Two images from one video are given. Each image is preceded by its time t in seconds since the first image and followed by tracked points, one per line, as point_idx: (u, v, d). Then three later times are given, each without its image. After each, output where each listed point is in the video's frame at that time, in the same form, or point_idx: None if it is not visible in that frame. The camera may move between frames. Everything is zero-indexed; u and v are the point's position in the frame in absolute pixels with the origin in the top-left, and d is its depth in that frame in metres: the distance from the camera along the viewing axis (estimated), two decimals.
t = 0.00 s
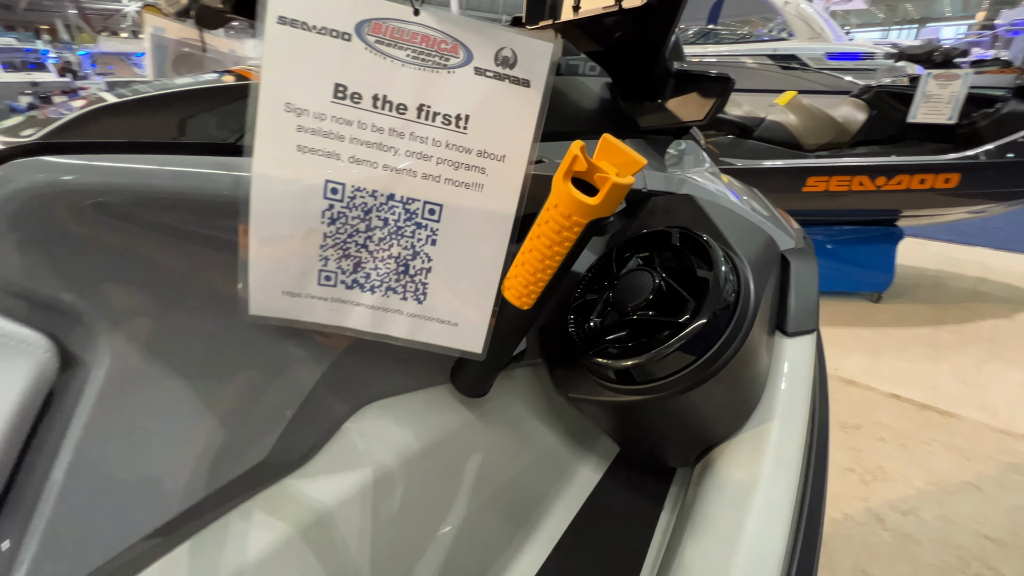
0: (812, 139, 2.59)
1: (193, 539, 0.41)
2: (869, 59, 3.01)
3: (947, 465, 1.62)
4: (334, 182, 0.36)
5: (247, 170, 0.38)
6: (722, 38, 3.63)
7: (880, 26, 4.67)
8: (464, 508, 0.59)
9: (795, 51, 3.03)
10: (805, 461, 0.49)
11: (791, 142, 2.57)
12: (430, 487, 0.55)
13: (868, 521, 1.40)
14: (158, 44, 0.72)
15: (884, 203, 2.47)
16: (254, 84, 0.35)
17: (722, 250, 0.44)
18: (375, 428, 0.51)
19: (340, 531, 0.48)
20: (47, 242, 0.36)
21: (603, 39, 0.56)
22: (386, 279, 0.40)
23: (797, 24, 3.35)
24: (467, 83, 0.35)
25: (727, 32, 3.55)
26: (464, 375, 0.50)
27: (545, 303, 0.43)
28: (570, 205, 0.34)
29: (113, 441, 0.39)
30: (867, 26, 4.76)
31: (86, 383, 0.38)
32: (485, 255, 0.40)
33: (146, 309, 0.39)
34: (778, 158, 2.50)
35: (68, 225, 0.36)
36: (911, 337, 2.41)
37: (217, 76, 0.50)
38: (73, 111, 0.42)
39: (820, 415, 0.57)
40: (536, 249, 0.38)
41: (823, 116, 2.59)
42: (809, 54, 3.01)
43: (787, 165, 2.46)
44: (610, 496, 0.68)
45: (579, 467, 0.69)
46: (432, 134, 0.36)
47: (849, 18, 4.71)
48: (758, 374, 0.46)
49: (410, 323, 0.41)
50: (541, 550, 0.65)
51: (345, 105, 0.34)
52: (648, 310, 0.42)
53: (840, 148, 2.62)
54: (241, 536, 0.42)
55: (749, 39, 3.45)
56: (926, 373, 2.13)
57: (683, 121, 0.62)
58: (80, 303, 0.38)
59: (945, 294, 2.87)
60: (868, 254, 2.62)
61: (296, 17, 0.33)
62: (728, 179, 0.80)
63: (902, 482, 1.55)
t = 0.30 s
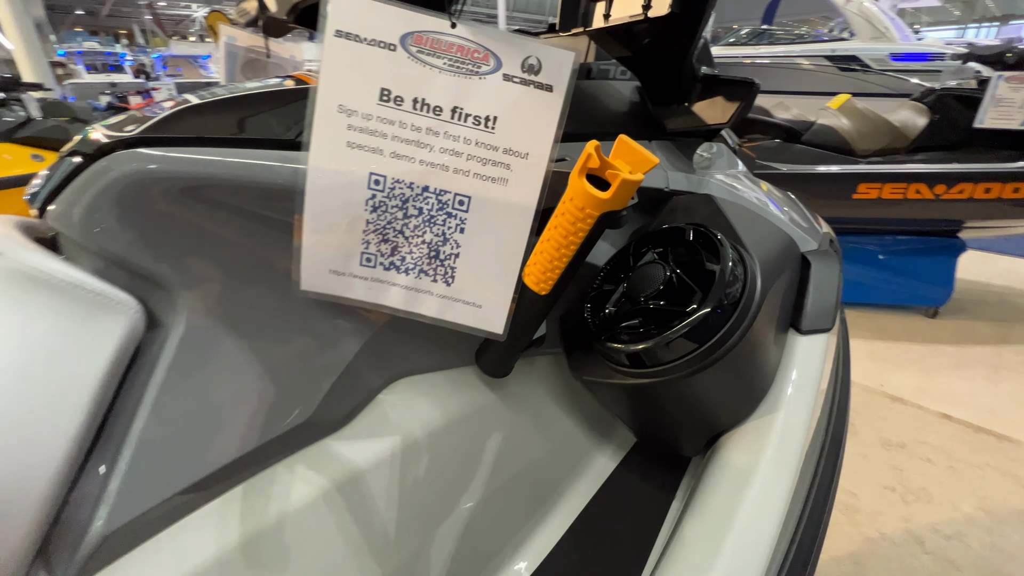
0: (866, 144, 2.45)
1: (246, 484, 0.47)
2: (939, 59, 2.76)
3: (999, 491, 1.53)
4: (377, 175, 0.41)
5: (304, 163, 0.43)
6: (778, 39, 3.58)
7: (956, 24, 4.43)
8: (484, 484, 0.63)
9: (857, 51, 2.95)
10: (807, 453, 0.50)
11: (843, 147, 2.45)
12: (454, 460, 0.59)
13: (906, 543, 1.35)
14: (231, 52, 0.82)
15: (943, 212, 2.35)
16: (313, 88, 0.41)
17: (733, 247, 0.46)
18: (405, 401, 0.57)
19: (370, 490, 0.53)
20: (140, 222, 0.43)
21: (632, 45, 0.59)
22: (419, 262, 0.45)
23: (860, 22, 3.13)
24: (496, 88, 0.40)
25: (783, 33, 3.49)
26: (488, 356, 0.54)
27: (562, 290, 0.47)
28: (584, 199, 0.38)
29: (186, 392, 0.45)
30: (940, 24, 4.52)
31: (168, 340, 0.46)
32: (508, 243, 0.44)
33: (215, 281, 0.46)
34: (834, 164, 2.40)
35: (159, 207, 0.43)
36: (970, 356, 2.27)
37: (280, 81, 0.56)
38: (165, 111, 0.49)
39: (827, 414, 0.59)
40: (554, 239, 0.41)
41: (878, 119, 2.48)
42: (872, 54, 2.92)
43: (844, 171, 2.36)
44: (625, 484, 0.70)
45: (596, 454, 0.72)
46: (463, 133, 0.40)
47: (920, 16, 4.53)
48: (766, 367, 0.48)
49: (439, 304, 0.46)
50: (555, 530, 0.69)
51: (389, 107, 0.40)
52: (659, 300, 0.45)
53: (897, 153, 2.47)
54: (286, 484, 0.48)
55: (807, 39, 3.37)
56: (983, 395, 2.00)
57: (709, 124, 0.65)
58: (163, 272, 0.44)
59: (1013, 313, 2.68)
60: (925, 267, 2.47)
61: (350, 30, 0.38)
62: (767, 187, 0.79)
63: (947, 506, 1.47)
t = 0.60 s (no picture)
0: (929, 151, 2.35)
1: (300, 438, 0.54)
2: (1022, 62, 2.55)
3: None
4: (424, 168, 0.47)
5: (362, 157, 0.49)
6: (842, 40, 3.51)
7: None
8: (510, 461, 0.67)
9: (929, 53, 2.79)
10: (813, 443, 0.52)
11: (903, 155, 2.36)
12: (483, 435, 0.64)
13: (950, 571, 1.28)
14: (298, 57, 0.91)
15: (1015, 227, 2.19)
16: (372, 93, 0.47)
17: (750, 244, 0.49)
18: (440, 377, 0.62)
19: (405, 454, 0.59)
20: (224, 205, 0.50)
21: (667, 51, 0.61)
22: (458, 248, 0.50)
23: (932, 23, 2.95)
24: (531, 92, 0.44)
25: (849, 34, 3.43)
26: (517, 339, 0.59)
27: (586, 278, 0.51)
28: (606, 193, 0.42)
29: (254, 353, 0.52)
30: None
31: (243, 306, 0.52)
32: (537, 233, 0.48)
33: (281, 258, 0.52)
34: (898, 172, 2.31)
35: (242, 192, 0.50)
36: None
37: (342, 85, 0.63)
38: (248, 109, 0.55)
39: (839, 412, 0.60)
40: (579, 230, 0.45)
41: (944, 125, 2.35)
42: (946, 57, 2.75)
43: (911, 180, 2.26)
44: (644, 472, 0.73)
45: (617, 443, 0.75)
46: (501, 133, 0.45)
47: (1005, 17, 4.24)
48: (779, 360, 0.50)
49: (474, 286, 0.51)
50: (575, 511, 0.72)
51: (437, 109, 0.45)
52: (677, 290, 0.48)
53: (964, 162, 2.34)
54: (334, 441, 0.55)
55: (873, 41, 3.28)
56: None
57: (740, 127, 0.67)
58: (240, 249, 0.51)
59: None
60: (995, 285, 2.26)
61: (406, 41, 0.44)
62: (813, 199, 0.79)
63: (1001, 536, 1.39)
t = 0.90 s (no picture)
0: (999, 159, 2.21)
1: (352, 398, 0.60)
2: None
3: None
4: (473, 158, 0.52)
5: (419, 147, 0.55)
6: (916, 41, 3.33)
7: None
8: (541, 437, 0.72)
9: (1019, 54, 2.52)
10: (832, 431, 0.54)
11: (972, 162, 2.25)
12: (515, 411, 0.69)
13: None
14: (363, 59, 0.98)
15: None
16: (430, 90, 0.52)
17: (778, 235, 0.51)
18: (479, 353, 0.67)
19: (444, 421, 0.64)
20: (301, 187, 0.57)
21: (708, 53, 0.64)
22: (500, 232, 0.55)
23: None
24: (574, 90, 0.48)
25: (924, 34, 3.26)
26: (552, 321, 0.63)
27: (618, 263, 0.54)
28: (638, 182, 0.46)
29: (316, 319, 0.58)
30: None
31: (311, 277, 0.59)
32: (574, 219, 0.52)
33: (343, 236, 0.59)
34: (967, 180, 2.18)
35: (314, 177, 0.57)
36: None
37: (402, 84, 0.69)
38: (321, 104, 0.63)
39: (864, 407, 0.61)
40: (612, 217, 0.49)
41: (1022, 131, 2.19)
42: None
43: (988, 189, 2.10)
44: (670, 459, 0.75)
45: (644, 428, 0.78)
46: (544, 127, 0.50)
47: None
48: (801, 348, 0.53)
49: (514, 268, 0.55)
50: (601, 491, 0.76)
51: (487, 105, 0.50)
52: (704, 277, 0.51)
53: None
54: (383, 403, 0.61)
55: (950, 41, 3.08)
56: None
57: (778, 127, 0.71)
58: (311, 226, 0.58)
59: None
60: None
61: (462, 44, 0.49)
62: (865, 208, 0.78)
63: None
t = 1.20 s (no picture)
0: None
1: (406, 369, 0.66)
2: None
3: None
4: (526, 152, 0.57)
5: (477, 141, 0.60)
6: (998, 42, 3.12)
7: None
8: (577, 421, 0.75)
9: None
10: (868, 424, 0.55)
11: None
12: (554, 392, 0.73)
13: None
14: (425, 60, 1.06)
15: None
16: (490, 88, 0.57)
17: (819, 230, 0.53)
18: (522, 336, 0.72)
19: (488, 397, 0.69)
20: (370, 175, 0.63)
21: (759, 54, 0.65)
22: (549, 221, 0.59)
23: None
24: (624, 89, 0.52)
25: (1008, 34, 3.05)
26: (594, 308, 0.66)
27: (659, 252, 0.58)
28: (681, 175, 0.49)
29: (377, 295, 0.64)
30: None
31: (375, 257, 0.64)
32: (619, 210, 0.55)
33: (406, 220, 0.64)
34: None
35: (382, 166, 0.63)
36: None
37: (460, 83, 0.75)
38: (390, 101, 0.69)
39: (906, 407, 0.61)
40: (655, 208, 0.53)
41: None
42: None
43: None
44: (704, 450, 0.77)
45: (679, 420, 0.80)
46: (595, 123, 0.53)
47: None
48: (841, 342, 0.54)
49: (560, 255, 0.59)
50: (633, 478, 0.79)
51: (542, 102, 0.55)
52: (744, 268, 0.54)
53: None
54: (432, 375, 0.66)
55: None
56: None
57: (828, 128, 0.70)
58: (376, 211, 0.64)
59: None
60: None
61: (522, 46, 0.54)
62: (930, 216, 0.75)
63: None
